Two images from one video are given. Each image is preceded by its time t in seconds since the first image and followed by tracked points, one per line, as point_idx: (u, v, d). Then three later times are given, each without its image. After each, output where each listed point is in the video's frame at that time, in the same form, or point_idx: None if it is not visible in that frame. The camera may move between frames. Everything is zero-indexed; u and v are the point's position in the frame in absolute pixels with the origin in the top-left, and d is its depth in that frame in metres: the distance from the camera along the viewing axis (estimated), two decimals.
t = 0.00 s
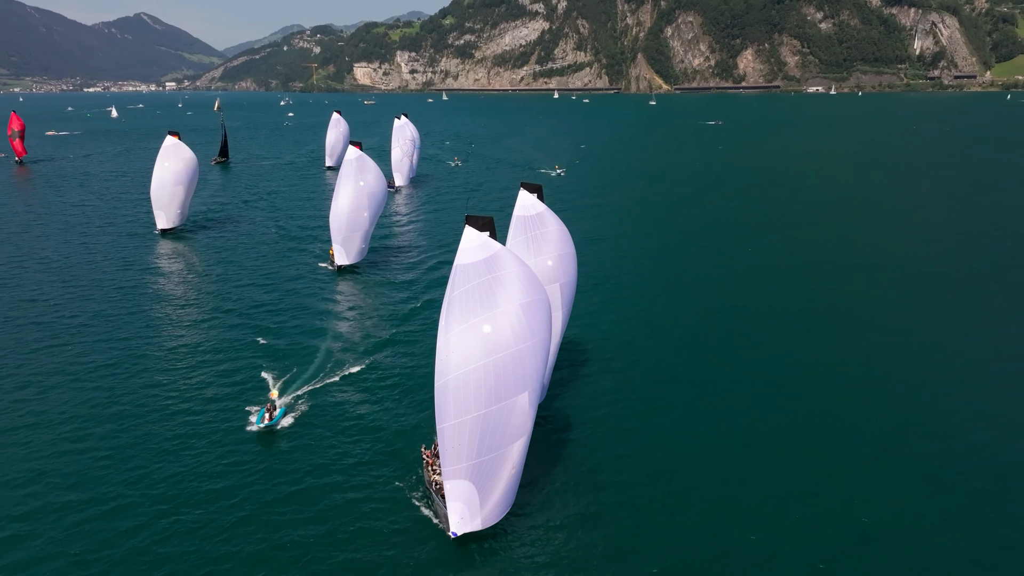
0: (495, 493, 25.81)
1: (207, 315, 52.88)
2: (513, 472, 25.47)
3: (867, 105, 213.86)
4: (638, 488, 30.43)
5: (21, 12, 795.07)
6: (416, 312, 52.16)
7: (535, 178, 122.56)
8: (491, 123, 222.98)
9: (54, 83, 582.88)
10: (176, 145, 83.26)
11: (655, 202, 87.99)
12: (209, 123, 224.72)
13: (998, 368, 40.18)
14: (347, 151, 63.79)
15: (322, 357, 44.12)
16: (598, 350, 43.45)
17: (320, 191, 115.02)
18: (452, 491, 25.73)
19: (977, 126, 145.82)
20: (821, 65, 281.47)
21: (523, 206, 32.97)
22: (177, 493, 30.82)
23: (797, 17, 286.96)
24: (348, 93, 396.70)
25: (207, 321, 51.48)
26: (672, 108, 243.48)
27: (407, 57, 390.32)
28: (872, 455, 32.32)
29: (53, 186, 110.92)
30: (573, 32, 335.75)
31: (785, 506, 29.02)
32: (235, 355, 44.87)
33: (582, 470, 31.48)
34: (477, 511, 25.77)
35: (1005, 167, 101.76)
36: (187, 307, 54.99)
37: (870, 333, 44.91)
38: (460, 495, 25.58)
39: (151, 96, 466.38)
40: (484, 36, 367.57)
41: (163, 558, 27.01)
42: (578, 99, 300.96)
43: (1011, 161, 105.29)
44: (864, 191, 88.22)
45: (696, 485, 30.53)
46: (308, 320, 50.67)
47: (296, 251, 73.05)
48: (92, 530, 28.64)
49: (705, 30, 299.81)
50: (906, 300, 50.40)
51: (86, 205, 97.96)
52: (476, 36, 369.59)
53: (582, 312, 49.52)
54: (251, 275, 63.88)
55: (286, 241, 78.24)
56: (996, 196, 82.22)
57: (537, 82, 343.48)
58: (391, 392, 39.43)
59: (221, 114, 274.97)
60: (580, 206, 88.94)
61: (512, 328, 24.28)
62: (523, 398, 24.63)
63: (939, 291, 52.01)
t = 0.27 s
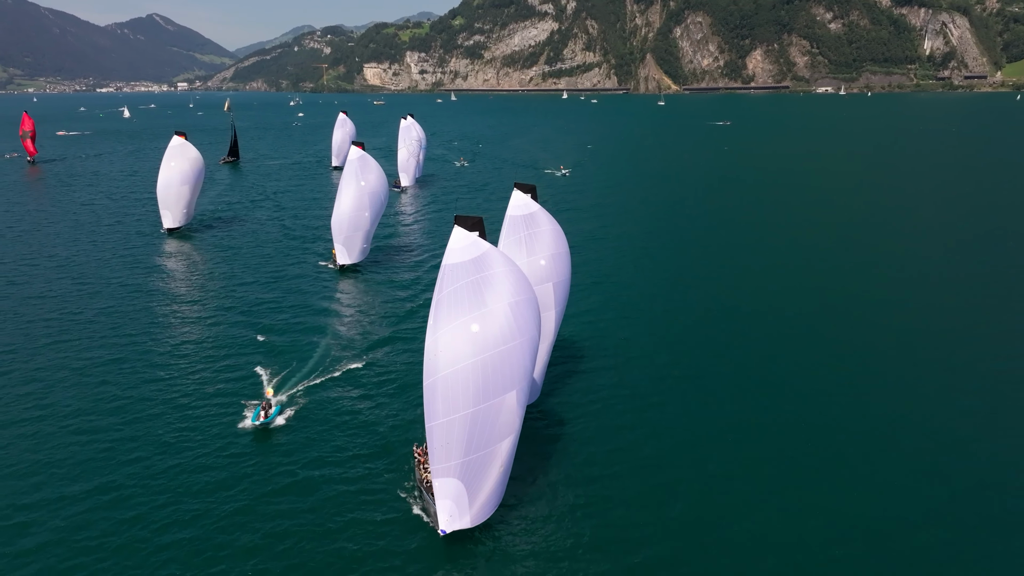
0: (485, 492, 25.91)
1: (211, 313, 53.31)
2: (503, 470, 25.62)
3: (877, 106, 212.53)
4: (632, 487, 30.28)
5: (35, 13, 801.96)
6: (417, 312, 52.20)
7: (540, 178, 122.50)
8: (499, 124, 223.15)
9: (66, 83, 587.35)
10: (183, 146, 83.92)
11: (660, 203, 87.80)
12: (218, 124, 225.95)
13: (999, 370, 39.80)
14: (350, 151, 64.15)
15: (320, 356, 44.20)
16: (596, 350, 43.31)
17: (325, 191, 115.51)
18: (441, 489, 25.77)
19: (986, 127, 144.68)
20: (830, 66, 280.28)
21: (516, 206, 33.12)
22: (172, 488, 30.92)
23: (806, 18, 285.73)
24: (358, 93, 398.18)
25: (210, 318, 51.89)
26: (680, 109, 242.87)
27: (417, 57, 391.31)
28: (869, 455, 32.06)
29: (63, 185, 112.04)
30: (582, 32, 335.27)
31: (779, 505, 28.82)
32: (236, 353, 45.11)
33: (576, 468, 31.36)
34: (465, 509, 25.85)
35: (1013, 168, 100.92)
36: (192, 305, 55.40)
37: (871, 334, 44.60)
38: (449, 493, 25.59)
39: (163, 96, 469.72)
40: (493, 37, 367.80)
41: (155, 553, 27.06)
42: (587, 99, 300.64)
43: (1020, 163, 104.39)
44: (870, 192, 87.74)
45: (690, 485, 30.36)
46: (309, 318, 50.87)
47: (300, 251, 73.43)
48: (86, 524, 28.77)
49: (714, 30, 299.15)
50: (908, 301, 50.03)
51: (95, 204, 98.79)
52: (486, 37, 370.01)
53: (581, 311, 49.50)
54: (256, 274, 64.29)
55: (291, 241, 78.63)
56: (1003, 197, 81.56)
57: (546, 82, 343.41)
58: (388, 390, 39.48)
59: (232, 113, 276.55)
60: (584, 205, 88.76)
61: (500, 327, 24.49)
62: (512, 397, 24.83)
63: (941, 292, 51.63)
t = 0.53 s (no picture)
0: (474, 489, 26.11)
1: (214, 310, 53.73)
2: (492, 468, 25.83)
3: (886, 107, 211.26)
4: (626, 485, 30.19)
5: (49, 14, 808.96)
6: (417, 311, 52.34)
7: (546, 178, 122.48)
8: (506, 124, 223.41)
9: (80, 84, 592.71)
10: (190, 145, 84.57)
11: (665, 203, 87.70)
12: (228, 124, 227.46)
13: (1000, 372, 39.50)
14: (353, 151, 64.53)
15: (318, 354, 44.37)
16: (594, 348, 43.30)
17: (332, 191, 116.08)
18: (430, 486, 25.93)
19: (997, 128, 143.48)
20: (839, 66, 279.00)
21: (510, 207, 33.39)
22: (168, 483, 31.07)
23: (815, 18, 284.47)
24: (368, 93, 399.86)
25: (213, 316, 52.35)
26: (689, 109, 242.44)
27: (426, 57, 392.29)
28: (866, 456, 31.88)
29: (73, 184, 113.15)
30: (591, 33, 335.07)
31: (774, 504, 28.69)
32: (236, 350, 45.46)
33: (570, 466, 31.32)
34: (455, 506, 26.03)
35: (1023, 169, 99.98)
36: (196, 302, 55.90)
37: (871, 335, 44.36)
38: (438, 490, 25.76)
39: (176, 96, 473.32)
40: (502, 37, 368.12)
41: (149, 546, 27.21)
42: (595, 100, 300.31)
43: None
44: (876, 192, 87.22)
45: (685, 483, 30.27)
46: (311, 317, 51.13)
47: (304, 250, 73.80)
48: (83, 517, 28.99)
49: (723, 30, 298.56)
50: (911, 302, 49.72)
51: (104, 203, 99.72)
52: (495, 37, 370.53)
53: (581, 311, 49.50)
54: (259, 272, 64.74)
55: (296, 240, 79.03)
56: (1012, 197, 80.81)
57: (555, 83, 343.39)
58: (386, 388, 39.56)
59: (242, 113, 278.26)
60: (588, 204, 88.71)
61: (489, 326, 24.75)
62: (500, 395, 25.07)
63: (944, 293, 51.29)
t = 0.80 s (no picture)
0: (464, 486, 26.37)
1: (218, 308, 54.25)
2: (482, 465, 26.09)
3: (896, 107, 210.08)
4: (621, 481, 30.24)
5: (63, 15, 816.48)
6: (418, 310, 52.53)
7: (552, 178, 122.57)
8: (515, 124, 223.61)
9: (93, 84, 598.35)
10: (197, 145, 85.29)
11: (670, 203, 87.67)
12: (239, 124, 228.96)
13: (1002, 372, 39.24)
14: (357, 151, 64.99)
15: (317, 353, 44.60)
16: (592, 347, 43.37)
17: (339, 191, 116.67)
18: (421, 483, 26.17)
19: (1007, 129, 142.37)
20: (849, 66, 277.75)
21: (504, 207, 33.79)
22: (167, 475, 31.42)
23: (825, 18, 283.21)
24: (378, 93, 401.35)
25: (217, 314, 52.87)
26: (698, 109, 241.93)
27: (436, 58, 393.26)
28: (864, 455, 31.70)
29: (83, 183, 114.32)
30: (601, 33, 334.79)
31: (769, 503, 28.61)
32: (237, 347, 45.85)
33: (563, 463, 31.38)
34: (445, 503, 26.27)
35: None
36: (200, 300, 56.44)
37: (872, 334, 44.24)
38: (429, 488, 26.03)
39: (188, 96, 476.86)
40: (512, 37, 368.53)
41: (144, 538, 27.48)
42: (604, 100, 300.16)
43: None
44: (882, 192, 86.80)
45: (681, 480, 30.27)
46: (312, 315, 51.50)
47: (308, 249, 74.27)
48: (82, 507, 29.37)
49: (732, 31, 297.81)
50: (913, 302, 49.51)
51: (113, 201, 100.64)
52: (505, 38, 370.97)
53: (581, 310, 49.58)
54: (264, 271, 65.28)
55: (301, 240, 79.51)
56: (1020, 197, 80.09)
57: (564, 83, 343.21)
58: (383, 386, 39.71)
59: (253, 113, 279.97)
60: (593, 204, 88.76)
61: (478, 324, 25.05)
62: (489, 393, 25.35)
63: (946, 294, 51.02)
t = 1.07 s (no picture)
0: (456, 484, 26.68)
1: (223, 305, 54.83)
2: (473, 462, 26.38)
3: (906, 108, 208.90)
4: (615, 476, 30.38)
5: (76, 15, 823.46)
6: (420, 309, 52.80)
7: (558, 178, 122.76)
8: (524, 124, 223.89)
9: (106, 84, 603.94)
10: (203, 145, 86.06)
11: (674, 203, 87.73)
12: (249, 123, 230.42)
13: (1002, 372, 39.07)
14: (360, 150, 65.33)
15: (317, 350, 44.96)
16: (590, 345, 43.54)
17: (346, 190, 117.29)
18: (412, 480, 26.48)
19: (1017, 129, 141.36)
20: (858, 67, 276.61)
21: (499, 207, 34.14)
22: (165, 467, 31.81)
23: (835, 18, 281.91)
24: (387, 93, 402.73)
25: (223, 310, 53.48)
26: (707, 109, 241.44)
27: (446, 58, 394.20)
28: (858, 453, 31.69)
29: (93, 181, 115.54)
30: (610, 33, 334.47)
31: (762, 499, 28.68)
32: (240, 343, 46.30)
33: (557, 458, 31.57)
34: (436, 500, 26.56)
35: None
36: (207, 297, 57.09)
37: (871, 334, 44.21)
38: (420, 485, 26.32)
39: (200, 96, 480.26)
40: (521, 38, 369.02)
41: (142, 527, 27.90)
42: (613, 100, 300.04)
43: None
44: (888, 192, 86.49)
45: (675, 476, 30.39)
46: (316, 313, 51.90)
47: (314, 248, 74.81)
48: (81, 498, 29.77)
49: (741, 31, 296.92)
50: (914, 302, 49.35)
51: (122, 200, 101.69)
52: (514, 38, 371.37)
53: (581, 309, 49.76)
54: (270, 269, 65.86)
55: (307, 239, 80.10)
56: None
57: (573, 83, 343.35)
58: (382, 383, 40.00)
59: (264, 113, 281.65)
60: (597, 203, 88.92)
61: (468, 322, 25.35)
62: (480, 391, 25.64)
63: (946, 294, 50.87)
